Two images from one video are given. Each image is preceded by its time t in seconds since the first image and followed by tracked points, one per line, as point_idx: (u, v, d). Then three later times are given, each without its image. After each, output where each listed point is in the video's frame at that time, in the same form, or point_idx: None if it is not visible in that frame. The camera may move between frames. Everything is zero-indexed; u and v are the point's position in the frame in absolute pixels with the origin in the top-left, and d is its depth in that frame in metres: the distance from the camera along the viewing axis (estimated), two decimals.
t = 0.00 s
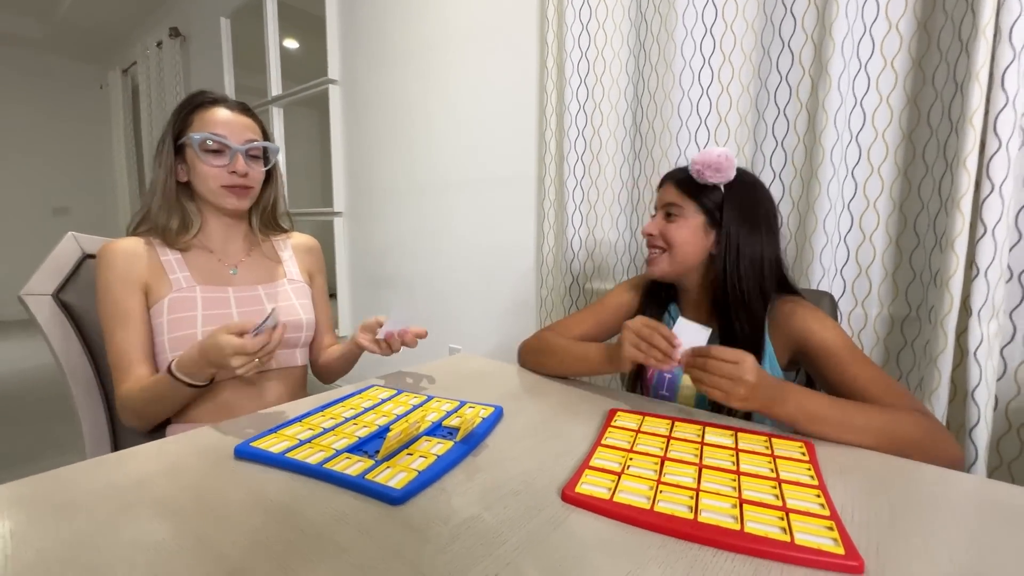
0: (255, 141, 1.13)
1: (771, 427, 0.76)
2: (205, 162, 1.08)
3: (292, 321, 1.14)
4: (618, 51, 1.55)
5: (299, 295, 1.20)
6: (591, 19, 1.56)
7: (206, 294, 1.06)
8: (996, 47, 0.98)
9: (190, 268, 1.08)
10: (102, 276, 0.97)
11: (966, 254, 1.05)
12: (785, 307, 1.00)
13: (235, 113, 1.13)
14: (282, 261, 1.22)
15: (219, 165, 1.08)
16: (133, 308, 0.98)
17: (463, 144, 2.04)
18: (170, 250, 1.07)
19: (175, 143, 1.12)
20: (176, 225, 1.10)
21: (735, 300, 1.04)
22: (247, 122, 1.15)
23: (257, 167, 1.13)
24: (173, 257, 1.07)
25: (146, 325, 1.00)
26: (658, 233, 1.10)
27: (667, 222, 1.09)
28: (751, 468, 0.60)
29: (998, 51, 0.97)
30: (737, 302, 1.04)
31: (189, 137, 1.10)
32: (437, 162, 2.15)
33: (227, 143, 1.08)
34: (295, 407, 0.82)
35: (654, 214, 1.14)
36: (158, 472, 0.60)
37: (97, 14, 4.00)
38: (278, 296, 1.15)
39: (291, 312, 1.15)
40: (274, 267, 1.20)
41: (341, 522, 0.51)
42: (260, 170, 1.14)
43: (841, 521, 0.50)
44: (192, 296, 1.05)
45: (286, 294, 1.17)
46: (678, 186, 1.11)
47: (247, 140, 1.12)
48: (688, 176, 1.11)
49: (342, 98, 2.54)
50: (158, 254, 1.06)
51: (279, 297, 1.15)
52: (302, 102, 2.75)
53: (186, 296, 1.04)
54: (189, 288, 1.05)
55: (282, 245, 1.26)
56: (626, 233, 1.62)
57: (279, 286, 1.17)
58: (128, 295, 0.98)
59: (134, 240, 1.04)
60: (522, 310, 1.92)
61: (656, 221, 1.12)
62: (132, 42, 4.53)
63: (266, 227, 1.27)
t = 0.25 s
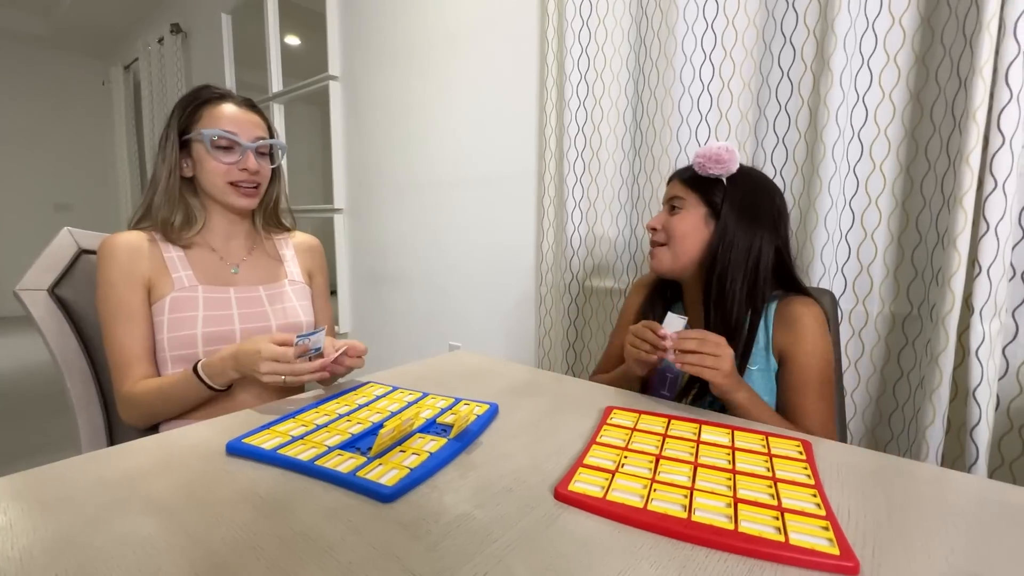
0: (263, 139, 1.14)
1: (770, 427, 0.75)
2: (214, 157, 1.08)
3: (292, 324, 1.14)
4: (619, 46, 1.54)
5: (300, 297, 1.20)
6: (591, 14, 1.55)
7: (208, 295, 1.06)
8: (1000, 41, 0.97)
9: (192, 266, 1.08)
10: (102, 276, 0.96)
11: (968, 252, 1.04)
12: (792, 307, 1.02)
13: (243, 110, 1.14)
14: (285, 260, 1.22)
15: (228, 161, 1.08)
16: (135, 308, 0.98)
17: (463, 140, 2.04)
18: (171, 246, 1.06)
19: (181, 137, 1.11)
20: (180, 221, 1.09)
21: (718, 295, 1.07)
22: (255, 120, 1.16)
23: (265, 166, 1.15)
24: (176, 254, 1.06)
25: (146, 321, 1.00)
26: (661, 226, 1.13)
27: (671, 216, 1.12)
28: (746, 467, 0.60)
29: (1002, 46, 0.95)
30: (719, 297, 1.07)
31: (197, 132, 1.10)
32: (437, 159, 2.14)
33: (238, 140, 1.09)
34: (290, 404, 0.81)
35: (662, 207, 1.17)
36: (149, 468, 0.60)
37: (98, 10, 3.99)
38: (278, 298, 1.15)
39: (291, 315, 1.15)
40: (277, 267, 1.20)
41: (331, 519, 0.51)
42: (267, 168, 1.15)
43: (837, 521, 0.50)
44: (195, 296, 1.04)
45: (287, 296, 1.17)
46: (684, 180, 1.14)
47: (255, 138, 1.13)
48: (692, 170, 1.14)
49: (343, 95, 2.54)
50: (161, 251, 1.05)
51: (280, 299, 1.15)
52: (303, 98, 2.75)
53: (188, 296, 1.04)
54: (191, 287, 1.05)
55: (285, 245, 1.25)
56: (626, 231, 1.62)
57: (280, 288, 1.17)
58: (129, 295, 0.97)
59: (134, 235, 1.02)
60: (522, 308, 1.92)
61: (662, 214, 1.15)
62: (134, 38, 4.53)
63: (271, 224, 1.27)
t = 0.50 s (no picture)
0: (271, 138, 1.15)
1: (767, 429, 0.75)
2: (226, 158, 1.08)
3: (293, 328, 1.14)
4: (618, 47, 1.54)
5: (301, 300, 1.20)
6: (590, 15, 1.55)
7: (210, 300, 1.05)
8: (998, 44, 0.97)
9: (194, 271, 1.07)
10: (100, 282, 0.94)
11: (966, 254, 1.04)
12: (796, 308, 1.04)
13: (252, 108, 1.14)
14: (287, 262, 1.22)
15: (240, 162, 1.09)
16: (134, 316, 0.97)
17: (462, 141, 2.03)
18: (171, 248, 1.06)
19: (186, 134, 1.10)
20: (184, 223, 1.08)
21: (727, 295, 1.06)
22: (263, 118, 1.16)
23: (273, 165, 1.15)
24: (176, 257, 1.05)
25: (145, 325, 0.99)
26: (663, 228, 1.12)
27: (673, 217, 1.11)
28: (743, 469, 0.60)
29: (1000, 49, 0.96)
30: (728, 295, 1.06)
31: (204, 131, 1.09)
32: (436, 160, 2.14)
33: (250, 140, 1.09)
34: (287, 404, 0.81)
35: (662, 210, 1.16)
36: (145, 469, 0.60)
37: (96, 9, 3.99)
38: (279, 302, 1.15)
39: (292, 319, 1.15)
40: (279, 269, 1.20)
41: (327, 520, 0.51)
42: (274, 168, 1.16)
43: (833, 523, 0.50)
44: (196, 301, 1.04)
45: (288, 300, 1.17)
46: (684, 182, 1.13)
47: (264, 137, 1.13)
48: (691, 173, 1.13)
49: (342, 95, 2.54)
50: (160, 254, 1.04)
51: (281, 303, 1.15)
52: (302, 98, 2.74)
53: (192, 302, 1.03)
54: (193, 293, 1.04)
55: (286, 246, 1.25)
56: (625, 232, 1.62)
57: (281, 291, 1.17)
58: (128, 303, 0.96)
59: (132, 238, 1.01)
60: (520, 309, 1.92)
61: (663, 217, 1.14)
62: (133, 37, 4.52)
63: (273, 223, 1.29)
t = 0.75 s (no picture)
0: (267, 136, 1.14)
1: (764, 429, 0.76)
2: (221, 157, 1.07)
3: (290, 328, 1.14)
4: (616, 48, 1.54)
5: (298, 299, 1.20)
6: (589, 16, 1.55)
7: (205, 300, 1.05)
8: (993, 47, 0.98)
9: (188, 271, 1.07)
10: (92, 282, 0.95)
11: (961, 256, 1.05)
12: (799, 307, 1.05)
13: (247, 105, 1.13)
14: (284, 259, 1.22)
15: (235, 161, 1.08)
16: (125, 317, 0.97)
17: (460, 141, 2.03)
18: (165, 247, 1.05)
19: (180, 132, 1.09)
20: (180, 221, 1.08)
21: (733, 293, 1.07)
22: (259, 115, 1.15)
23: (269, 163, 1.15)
24: (170, 256, 1.05)
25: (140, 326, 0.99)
26: (667, 232, 1.12)
27: (676, 220, 1.11)
28: (740, 468, 0.60)
29: (995, 52, 0.96)
30: (737, 295, 1.06)
31: (198, 128, 1.08)
32: (434, 160, 2.14)
33: (245, 138, 1.08)
34: (285, 403, 0.81)
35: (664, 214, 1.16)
36: (143, 468, 0.60)
37: (94, 7, 3.98)
38: (276, 302, 1.14)
39: (290, 319, 1.15)
40: (275, 267, 1.20)
41: (325, 519, 0.51)
42: (271, 166, 1.15)
43: (829, 522, 0.50)
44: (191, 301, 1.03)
45: (286, 299, 1.17)
46: (685, 184, 1.13)
47: (260, 134, 1.12)
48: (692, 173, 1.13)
49: (341, 94, 2.54)
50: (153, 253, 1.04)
51: (278, 302, 1.15)
52: (300, 98, 2.74)
53: (186, 303, 1.03)
54: (188, 293, 1.04)
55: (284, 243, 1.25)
56: (623, 232, 1.62)
57: (279, 291, 1.17)
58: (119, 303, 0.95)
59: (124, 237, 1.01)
60: (518, 309, 1.92)
61: (665, 220, 1.14)
62: (131, 36, 4.51)
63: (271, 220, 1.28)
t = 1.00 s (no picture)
0: (254, 131, 1.11)
1: (761, 427, 0.76)
2: (202, 153, 1.05)
3: (284, 325, 1.14)
4: (615, 50, 1.54)
5: (292, 295, 1.19)
6: (587, 18, 1.56)
7: (194, 299, 1.04)
8: (988, 51, 0.99)
9: (176, 269, 1.06)
10: (77, 282, 0.94)
11: (956, 257, 1.06)
12: (804, 309, 1.06)
13: (235, 98, 1.10)
14: (277, 254, 1.22)
15: (217, 158, 1.06)
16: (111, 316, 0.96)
17: (458, 142, 2.04)
18: (152, 245, 1.04)
19: (163, 125, 1.08)
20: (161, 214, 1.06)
21: (737, 295, 1.07)
22: (247, 108, 1.12)
23: (255, 159, 1.12)
24: (157, 254, 1.03)
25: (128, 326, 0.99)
26: (666, 239, 1.12)
27: (674, 227, 1.12)
28: (738, 467, 0.60)
29: (990, 56, 0.97)
30: (740, 297, 1.07)
31: (182, 122, 1.07)
32: (432, 160, 2.14)
33: (228, 134, 1.06)
34: (283, 403, 0.81)
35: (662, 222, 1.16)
36: (141, 467, 0.60)
37: (90, 5, 3.96)
38: (269, 299, 1.14)
39: (283, 315, 1.14)
40: (268, 262, 1.20)
41: (325, 518, 0.51)
42: (257, 162, 1.13)
43: (827, 520, 0.50)
44: (179, 299, 1.02)
45: (279, 295, 1.16)
46: (680, 192, 1.13)
47: (246, 130, 1.09)
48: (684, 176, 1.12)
49: (338, 94, 2.53)
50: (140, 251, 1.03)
51: (271, 299, 1.14)
52: (297, 97, 2.74)
53: (174, 301, 1.02)
54: (175, 291, 1.03)
55: (275, 237, 1.24)
56: (621, 233, 1.63)
57: (272, 287, 1.16)
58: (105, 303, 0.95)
59: (108, 234, 1.00)
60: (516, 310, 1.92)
61: (663, 228, 1.14)
62: (127, 35, 4.49)
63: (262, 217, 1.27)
